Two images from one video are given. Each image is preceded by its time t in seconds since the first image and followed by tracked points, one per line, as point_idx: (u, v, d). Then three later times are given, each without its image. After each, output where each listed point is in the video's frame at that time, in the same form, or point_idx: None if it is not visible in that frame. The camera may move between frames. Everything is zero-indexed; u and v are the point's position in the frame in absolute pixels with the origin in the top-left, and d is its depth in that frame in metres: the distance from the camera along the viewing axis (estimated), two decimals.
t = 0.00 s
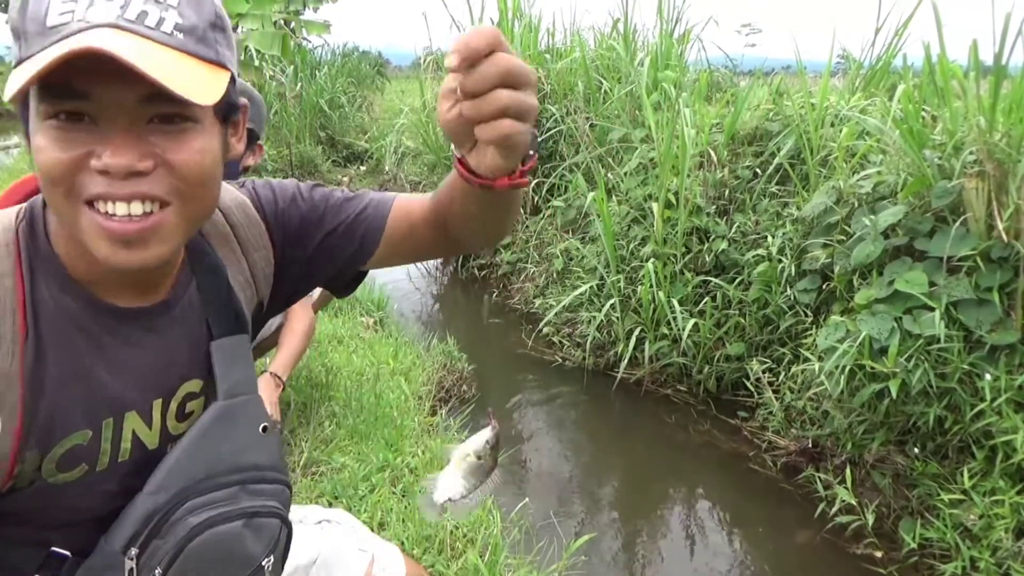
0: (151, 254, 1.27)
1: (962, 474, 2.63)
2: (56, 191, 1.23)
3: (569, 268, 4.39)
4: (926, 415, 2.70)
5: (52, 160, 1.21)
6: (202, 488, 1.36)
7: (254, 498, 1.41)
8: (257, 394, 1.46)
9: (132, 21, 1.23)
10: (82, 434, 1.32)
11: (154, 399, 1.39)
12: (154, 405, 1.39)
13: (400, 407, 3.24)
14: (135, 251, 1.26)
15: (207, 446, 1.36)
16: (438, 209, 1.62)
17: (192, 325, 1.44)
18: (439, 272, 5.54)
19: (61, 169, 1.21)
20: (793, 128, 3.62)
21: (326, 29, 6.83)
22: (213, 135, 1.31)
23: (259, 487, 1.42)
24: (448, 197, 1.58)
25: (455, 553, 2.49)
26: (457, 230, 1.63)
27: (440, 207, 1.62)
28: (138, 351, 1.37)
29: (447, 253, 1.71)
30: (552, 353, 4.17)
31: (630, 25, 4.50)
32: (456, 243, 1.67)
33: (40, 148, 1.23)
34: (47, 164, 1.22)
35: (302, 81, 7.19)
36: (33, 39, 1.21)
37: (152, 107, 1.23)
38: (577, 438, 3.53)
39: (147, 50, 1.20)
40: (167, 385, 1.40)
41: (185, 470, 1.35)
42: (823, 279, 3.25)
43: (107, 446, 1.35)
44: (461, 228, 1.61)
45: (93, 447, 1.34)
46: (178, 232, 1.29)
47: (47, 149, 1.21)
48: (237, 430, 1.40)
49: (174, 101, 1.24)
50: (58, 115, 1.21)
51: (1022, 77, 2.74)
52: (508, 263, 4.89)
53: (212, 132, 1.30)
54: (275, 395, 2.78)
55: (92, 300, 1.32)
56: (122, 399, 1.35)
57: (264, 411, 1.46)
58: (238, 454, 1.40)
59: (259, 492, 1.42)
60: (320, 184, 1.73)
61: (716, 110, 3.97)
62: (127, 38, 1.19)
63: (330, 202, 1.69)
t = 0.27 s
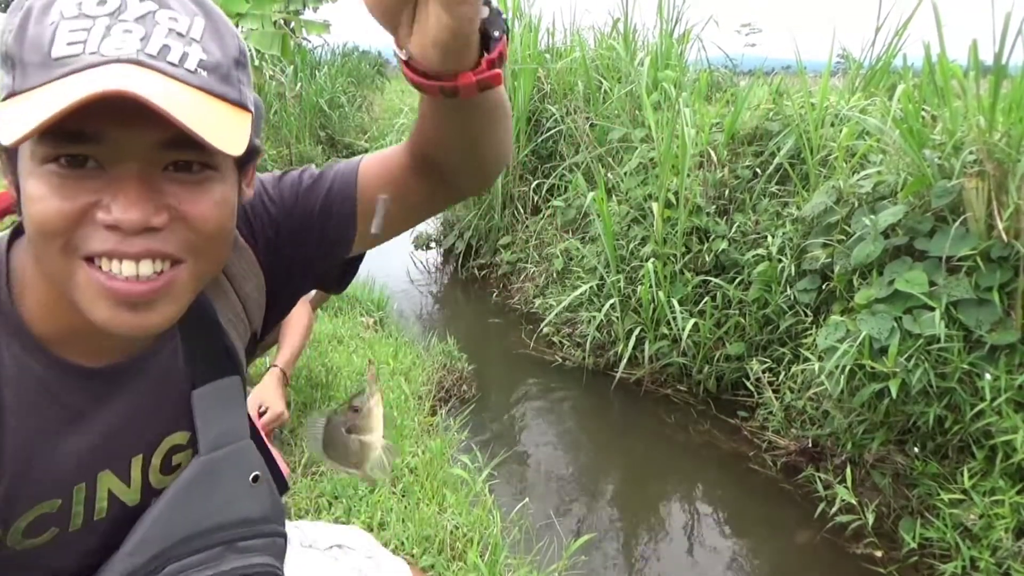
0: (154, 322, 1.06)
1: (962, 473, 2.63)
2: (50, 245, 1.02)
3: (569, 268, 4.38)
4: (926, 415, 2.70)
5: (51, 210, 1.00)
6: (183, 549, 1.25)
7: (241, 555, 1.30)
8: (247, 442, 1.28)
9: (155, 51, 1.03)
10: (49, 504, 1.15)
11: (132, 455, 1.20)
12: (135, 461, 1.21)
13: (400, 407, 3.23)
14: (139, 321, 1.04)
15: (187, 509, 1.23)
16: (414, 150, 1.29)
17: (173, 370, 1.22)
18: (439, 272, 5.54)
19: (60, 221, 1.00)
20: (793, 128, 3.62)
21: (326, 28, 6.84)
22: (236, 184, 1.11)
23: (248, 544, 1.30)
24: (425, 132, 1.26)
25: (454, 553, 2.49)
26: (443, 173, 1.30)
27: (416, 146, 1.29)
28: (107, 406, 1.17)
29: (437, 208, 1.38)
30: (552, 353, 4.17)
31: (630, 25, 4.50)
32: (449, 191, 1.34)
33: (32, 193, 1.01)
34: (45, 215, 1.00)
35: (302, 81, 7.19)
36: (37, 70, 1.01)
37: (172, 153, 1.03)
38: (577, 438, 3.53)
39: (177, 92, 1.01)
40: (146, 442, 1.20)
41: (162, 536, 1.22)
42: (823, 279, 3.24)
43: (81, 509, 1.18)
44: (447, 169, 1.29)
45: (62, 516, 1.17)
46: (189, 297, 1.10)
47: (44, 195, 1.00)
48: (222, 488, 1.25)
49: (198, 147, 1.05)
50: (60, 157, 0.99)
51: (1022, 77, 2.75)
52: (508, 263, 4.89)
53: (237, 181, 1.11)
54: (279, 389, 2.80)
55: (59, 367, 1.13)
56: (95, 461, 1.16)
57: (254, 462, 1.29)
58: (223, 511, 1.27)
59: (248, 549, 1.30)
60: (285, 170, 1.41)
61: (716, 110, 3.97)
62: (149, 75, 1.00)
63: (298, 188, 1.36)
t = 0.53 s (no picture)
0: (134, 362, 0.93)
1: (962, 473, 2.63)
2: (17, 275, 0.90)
3: (569, 268, 4.38)
4: (926, 415, 2.70)
5: (18, 238, 0.88)
6: None
7: None
8: (243, 466, 1.15)
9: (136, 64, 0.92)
10: (34, 544, 1.06)
11: (119, 486, 1.10)
12: (121, 492, 1.11)
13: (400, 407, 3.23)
14: (117, 364, 0.92)
15: (174, 540, 1.11)
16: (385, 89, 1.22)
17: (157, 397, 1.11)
18: (439, 272, 5.54)
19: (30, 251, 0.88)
20: (793, 128, 3.62)
21: (326, 28, 6.83)
22: (226, 206, 1.00)
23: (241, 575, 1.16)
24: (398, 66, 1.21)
25: (454, 553, 2.49)
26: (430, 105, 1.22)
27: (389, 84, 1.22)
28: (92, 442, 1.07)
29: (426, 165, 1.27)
30: (552, 353, 4.17)
31: (630, 25, 4.50)
32: (439, 138, 1.26)
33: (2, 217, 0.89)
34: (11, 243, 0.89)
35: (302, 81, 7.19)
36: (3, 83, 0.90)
37: (157, 171, 0.93)
38: (578, 439, 3.52)
39: (160, 105, 0.91)
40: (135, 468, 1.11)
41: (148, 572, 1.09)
42: (823, 279, 3.24)
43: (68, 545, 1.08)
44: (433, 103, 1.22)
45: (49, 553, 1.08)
46: (177, 334, 0.98)
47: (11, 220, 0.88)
48: (212, 518, 1.13)
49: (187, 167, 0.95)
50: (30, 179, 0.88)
51: (1022, 77, 2.75)
52: (508, 263, 4.89)
53: (228, 205, 1.00)
54: (281, 368, 2.89)
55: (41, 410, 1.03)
56: (79, 497, 1.07)
57: (250, 487, 1.16)
58: (215, 541, 1.15)
59: None
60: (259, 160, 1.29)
61: (716, 110, 3.98)
62: (130, 83, 0.90)
63: (270, 177, 1.24)
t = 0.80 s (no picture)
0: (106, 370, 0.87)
1: (962, 473, 2.63)
2: None
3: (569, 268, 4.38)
4: (926, 415, 2.70)
5: None
6: None
7: None
8: (236, 475, 1.06)
9: (109, 55, 0.87)
10: (21, 561, 1.04)
11: (108, 498, 1.05)
12: (109, 504, 1.06)
13: (400, 407, 3.23)
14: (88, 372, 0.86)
15: (162, 553, 1.02)
16: (371, 76, 1.08)
17: (144, 405, 1.06)
18: (439, 271, 5.55)
19: None
20: (793, 128, 3.62)
21: (326, 28, 6.83)
22: (210, 206, 0.95)
23: None
24: (389, 44, 1.06)
25: (454, 553, 2.49)
26: (426, 92, 1.06)
27: (379, 66, 1.07)
28: (78, 457, 1.03)
29: (422, 158, 1.16)
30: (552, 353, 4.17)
31: (630, 25, 4.50)
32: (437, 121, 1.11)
33: None
34: None
35: (302, 81, 7.19)
36: None
37: (135, 170, 0.88)
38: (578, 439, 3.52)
39: (135, 97, 0.86)
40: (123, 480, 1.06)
41: None
42: (823, 279, 3.24)
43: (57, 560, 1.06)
44: (424, 96, 1.07)
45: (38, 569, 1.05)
46: (156, 344, 0.92)
47: None
48: (203, 529, 1.03)
49: (165, 163, 0.89)
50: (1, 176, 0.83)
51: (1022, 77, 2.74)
52: (508, 263, 4.89)
53: (212, 205, 0.95)
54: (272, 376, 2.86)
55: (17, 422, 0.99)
56: (65, 512, 1.03)
57: (242, 497, 1.06)
58: (207, 555, 1.05)
59: None
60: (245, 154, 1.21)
61: (716, 110, 3.97)
62: (101, 77, 0.85)
63: (258, 172, 1.15)
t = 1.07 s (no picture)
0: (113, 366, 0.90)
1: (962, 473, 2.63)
2: None
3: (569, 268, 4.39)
4: (926, 415, 2.70)
5: None
6: None
7: None
8: (236, 474, 1.08)
9: (109, 50, 0.87)
10: (21, 561, 1.04)
11: (108, 497, 1.06)
12: (110, 503, 1.06)
13: (401, 407, 3.24)
14: (96, 367, 0.89)
15: (164, 553, 1.04)
16: (371, 74, 1.07)
17: (143, 404, 1.05)
18: (439, 271, 5.55)
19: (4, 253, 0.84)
20: (793, 128, 3.62)
21: (326, 28, 6.82)
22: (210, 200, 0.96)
23: None
24: (389, 43, 1.05)
25: (454, 553, 2.49)
26: (428, 90, 1.07)
27: (379, 64, 1.07)
28: (77, 456, 1.03)
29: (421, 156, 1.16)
30: (552, 353, 4.17)
31: (630, 25, 4.50)
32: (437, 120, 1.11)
33: None
34: None
35: (302, 81, 7.18)
36: None
37: (136, 167, 0.88)
38: (578, 439, 3.52)
39: (137, 92, 0.86)
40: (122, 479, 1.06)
41: None
42: (823, 279, 3.24)
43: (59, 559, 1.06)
44: (425, 95, 1.07)
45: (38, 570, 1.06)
46: (160, 336, 0.94)
47: None
48: (203, 527, 1.05)
49: (166, 158, 0.90)
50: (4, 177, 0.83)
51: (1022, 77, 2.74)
52: (508, 263, 4.89)
53: (213, 199, 0.96)
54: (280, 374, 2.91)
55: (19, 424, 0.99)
56: (64, 511, 1.03)
57: (240, 495, 1.08)
58: (208, 552, 1.07)
59: None
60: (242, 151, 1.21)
61: (716, 110, 3.98)
62: (102, 73, 0.84)
63: (255, 169, 1.15)
